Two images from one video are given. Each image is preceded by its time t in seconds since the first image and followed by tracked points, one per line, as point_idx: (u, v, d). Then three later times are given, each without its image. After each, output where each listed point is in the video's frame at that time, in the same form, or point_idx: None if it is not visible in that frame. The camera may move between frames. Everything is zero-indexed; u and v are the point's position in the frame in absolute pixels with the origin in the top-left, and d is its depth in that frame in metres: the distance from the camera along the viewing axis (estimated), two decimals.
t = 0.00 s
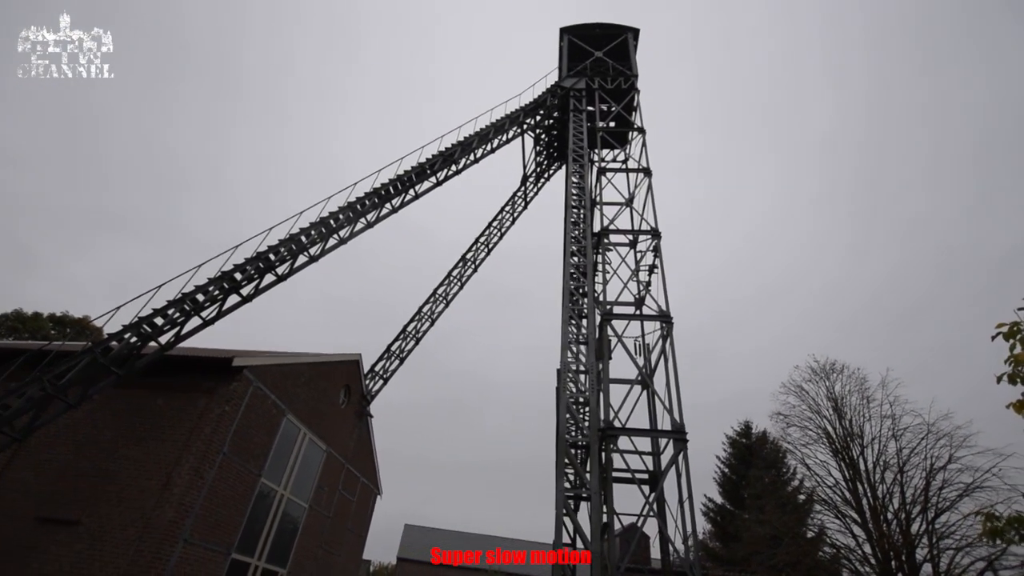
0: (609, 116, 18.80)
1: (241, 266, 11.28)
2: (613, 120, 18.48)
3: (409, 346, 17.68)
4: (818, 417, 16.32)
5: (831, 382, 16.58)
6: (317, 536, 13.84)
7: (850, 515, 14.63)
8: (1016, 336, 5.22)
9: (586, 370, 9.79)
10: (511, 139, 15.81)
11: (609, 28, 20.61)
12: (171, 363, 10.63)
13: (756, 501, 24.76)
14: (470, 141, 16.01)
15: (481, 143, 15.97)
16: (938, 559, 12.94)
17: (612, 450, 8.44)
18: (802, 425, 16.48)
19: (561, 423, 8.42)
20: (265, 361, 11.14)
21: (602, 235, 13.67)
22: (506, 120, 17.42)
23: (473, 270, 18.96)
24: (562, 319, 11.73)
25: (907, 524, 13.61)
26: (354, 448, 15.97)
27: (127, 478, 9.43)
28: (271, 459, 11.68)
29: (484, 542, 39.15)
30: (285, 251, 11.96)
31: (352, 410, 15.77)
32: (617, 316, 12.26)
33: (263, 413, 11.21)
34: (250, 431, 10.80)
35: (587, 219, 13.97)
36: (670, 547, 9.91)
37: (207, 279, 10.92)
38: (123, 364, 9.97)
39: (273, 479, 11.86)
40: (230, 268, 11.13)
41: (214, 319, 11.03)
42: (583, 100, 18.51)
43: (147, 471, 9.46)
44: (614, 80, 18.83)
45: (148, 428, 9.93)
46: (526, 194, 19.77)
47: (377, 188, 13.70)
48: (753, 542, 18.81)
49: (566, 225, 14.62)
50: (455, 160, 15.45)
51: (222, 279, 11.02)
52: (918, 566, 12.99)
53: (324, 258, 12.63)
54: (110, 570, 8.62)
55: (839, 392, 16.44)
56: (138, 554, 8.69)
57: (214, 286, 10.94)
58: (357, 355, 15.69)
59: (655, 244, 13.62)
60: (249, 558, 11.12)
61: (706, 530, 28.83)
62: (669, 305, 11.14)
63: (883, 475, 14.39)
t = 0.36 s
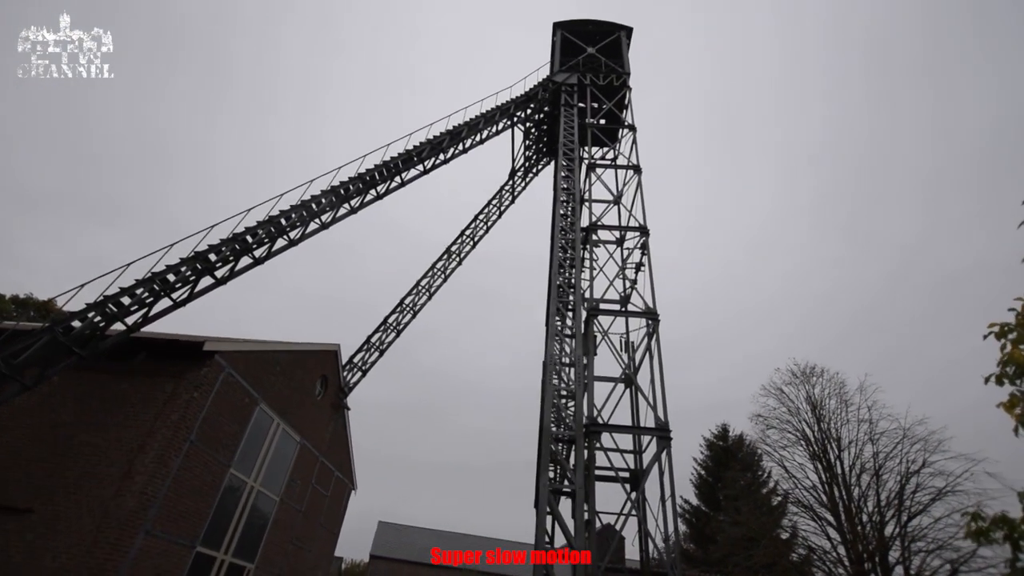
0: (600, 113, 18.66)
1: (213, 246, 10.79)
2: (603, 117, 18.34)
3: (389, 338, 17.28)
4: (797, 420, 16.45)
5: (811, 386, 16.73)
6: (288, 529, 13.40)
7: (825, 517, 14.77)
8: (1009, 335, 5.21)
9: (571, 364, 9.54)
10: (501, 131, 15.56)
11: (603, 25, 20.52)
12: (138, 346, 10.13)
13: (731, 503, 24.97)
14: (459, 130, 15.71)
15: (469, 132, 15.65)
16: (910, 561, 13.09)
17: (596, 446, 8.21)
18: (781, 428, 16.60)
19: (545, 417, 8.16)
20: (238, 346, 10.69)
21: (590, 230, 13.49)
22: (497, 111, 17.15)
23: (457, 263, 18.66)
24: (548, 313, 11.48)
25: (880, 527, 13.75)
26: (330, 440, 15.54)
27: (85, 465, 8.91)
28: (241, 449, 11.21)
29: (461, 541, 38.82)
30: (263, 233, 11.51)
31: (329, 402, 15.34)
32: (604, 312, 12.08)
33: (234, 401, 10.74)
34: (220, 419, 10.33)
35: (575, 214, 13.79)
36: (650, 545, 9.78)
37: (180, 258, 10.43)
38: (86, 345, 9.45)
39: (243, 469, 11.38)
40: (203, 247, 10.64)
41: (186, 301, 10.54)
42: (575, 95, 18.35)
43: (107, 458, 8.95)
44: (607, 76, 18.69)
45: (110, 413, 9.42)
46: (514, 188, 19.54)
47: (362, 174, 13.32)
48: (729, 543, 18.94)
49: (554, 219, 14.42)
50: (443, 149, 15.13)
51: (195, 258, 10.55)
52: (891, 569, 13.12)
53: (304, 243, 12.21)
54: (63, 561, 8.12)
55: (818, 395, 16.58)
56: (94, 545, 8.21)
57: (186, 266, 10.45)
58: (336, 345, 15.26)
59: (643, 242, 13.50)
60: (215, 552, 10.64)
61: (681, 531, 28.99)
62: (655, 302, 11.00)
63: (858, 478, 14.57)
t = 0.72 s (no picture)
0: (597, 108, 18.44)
1: (199, 231, 10.42)
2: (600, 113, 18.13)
3: (379, 332, 16.94)
4: (788, 421, 16.40)
5: (803, 388, 16.68)
6: (271, 526, 13.02)
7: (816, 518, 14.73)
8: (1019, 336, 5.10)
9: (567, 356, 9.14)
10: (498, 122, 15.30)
11: (602, 21, 20.30)
12: (117, 332, 9.72)
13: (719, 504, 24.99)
14: (455, 121, 15.41)
15: (466, 123, 15.37)
16: (900, 564, 13.10)
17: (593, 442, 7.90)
18: (773, 429, 16.53)
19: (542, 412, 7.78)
20: (222, 335, 10.31)
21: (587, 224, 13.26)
22: (493, 103, 16.87)
23: (450, 257, 18.38)
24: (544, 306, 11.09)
25: (871, 529, 13.73)
26: (316, 435, 15.17)
27: (57, 455, 8.50)
28: (224, 442, 10.82)
29: (448, 540, 38.50)
30: (251, 219, 11.12)
31: (316, 395, 14.98)
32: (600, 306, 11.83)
33: (218, 392, 10.36)
34: (202, 410, 9.95)
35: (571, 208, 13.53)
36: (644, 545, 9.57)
37: (163, 242, 10.03)
38: (60, 329, 9.06)
39: (225, 462, 11.00)
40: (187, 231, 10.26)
41: (169, 287, 10.14)
42: (573, 90, 18.06)
43: (79, 449, 8.54)
44: (605, 72, 18.46)
45: (86, 400, 9.01)
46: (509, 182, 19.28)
47: (355, 161, 12.97)
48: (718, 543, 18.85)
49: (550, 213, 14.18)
50: (438, 139, 14.82)
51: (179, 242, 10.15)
52: (882, 570, 13.09)
53: (293, 230, 11.84)
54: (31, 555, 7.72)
55: (809, 396, 16.56)
56: (65, 539, 7.82)
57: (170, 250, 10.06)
58: (324, 337, 14.90)
59: (640, 237, 13.29)
60: (194, 548, 10.25)
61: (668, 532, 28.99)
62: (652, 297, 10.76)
63: (850, 480, 14.56)
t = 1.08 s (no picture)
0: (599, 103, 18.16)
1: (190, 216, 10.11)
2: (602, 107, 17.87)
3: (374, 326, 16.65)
4: (786, 421, 16.30)
5: (802, 387, 16.58)
6: (261, 522, 12.70)
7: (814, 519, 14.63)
8: None
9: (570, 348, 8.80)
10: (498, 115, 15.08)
11: (603, 16, 20.11)
12: (104, 319, 9.38)
13: (714, 505, 24.92)
14: (455, 112, 15.17)
15: (466, 113, 15.09)
16: (900, 565, 12.99)
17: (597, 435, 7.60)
18: (770, 429, 16.41)
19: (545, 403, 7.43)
20: (213, 324, 10.00)
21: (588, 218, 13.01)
22: (494, 95, 16.61)
23: (447, 251, 18.13)
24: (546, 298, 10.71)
25: (871, 530, 13.60)
26: (309, 431, 14.89)
27: (39, 446, 8.17)
28: (214, 435, 10.50)
29: (440, 539, 38.12)
30: (245, 206, 10.82)
31: (309, 390, 14.67)
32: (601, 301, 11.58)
33: (208, 383, 10.05)
34: (192, 401, 9.62)
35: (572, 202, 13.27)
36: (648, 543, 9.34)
37: (154, 228, 9.71)
38: (44, 315, 8.76)
39: (216, 455, 10.68)
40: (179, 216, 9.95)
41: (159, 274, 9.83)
42: (574, 85, 17.81)
43: (61, 439, 8.20)
44: (606, 67, 18.23)
45: (70, 390, 8.67)
46: (508, 177, 19.13)
47: (353, 150, 12.69)
48: (714, 544, 18.86)
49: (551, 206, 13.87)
50: (438, 130, 14.57)
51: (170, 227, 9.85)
52: (882, 571, 12.95)
53: (288, 219, 11.55)
54: (10, 550, 7.37)
55: (807, 398, 16.46)
56: (44, 533, 7.47)
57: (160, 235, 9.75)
58: (319, 330, 14.57)
59: (642, 231, 13.06)
60: (182, 544, 9.92)
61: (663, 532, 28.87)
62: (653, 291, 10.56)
63: (849, 481, 14.50)
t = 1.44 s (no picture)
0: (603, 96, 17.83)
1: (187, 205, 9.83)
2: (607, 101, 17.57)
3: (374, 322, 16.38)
4: (791, 420, 16.13)
5: (807, 385, 16.41)
6: (259, 521, 12.42)
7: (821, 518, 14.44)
8: None
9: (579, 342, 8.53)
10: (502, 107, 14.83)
11: (607, 11, 19.86)
12: (99, 310, 9.10)
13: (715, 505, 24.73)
14: (459, 104, 14.92)
15: (469, 104, 14.72)
16: (909, 565, 12.78)
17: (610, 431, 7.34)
18: (775, 428, 16.25)
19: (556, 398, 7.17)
20: (211, 316, 9.72)
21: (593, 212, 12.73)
22: (498, 88, 16.36)
23: (448, 246, 17.87)
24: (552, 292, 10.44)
25: (880, 529, 13.41)
26: (308, 428, 14.61)
27: (30, 440, 7.88)
28: (212, 431, 10.24)
29: (438, 539, 37.80)
30: (245, 195, 10.55)
31: (309, 386, 14.38)
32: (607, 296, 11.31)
33: (206, 377, 9.78)
34: (189, 395, 9.35)
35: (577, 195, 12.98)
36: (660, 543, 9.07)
37: (151, 217, 9.44)
38: (36, 305, 8.49)
39: (213, 452, 10.42)
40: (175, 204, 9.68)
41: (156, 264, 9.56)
42: (579, 78, 17.51)
43: (54, 434, 7.92)
44: (611, 61, 17.95)
45: (63, 382, 8.39)
46: (510, 171, 18.91)
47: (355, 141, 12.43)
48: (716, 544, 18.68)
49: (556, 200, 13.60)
50: (442, 121, 14.31)
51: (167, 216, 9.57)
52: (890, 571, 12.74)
53: (288, 209, 11.28)
54: None
55: (811, 397, 16.30)
56: (34, 531, 7.18)
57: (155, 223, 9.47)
58: (319, 325, 14.29)
59: (648, 226, 12.78)
60: (178, 543, 9.64)
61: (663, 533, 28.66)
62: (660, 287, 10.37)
63: (856, 480, 14.32)
